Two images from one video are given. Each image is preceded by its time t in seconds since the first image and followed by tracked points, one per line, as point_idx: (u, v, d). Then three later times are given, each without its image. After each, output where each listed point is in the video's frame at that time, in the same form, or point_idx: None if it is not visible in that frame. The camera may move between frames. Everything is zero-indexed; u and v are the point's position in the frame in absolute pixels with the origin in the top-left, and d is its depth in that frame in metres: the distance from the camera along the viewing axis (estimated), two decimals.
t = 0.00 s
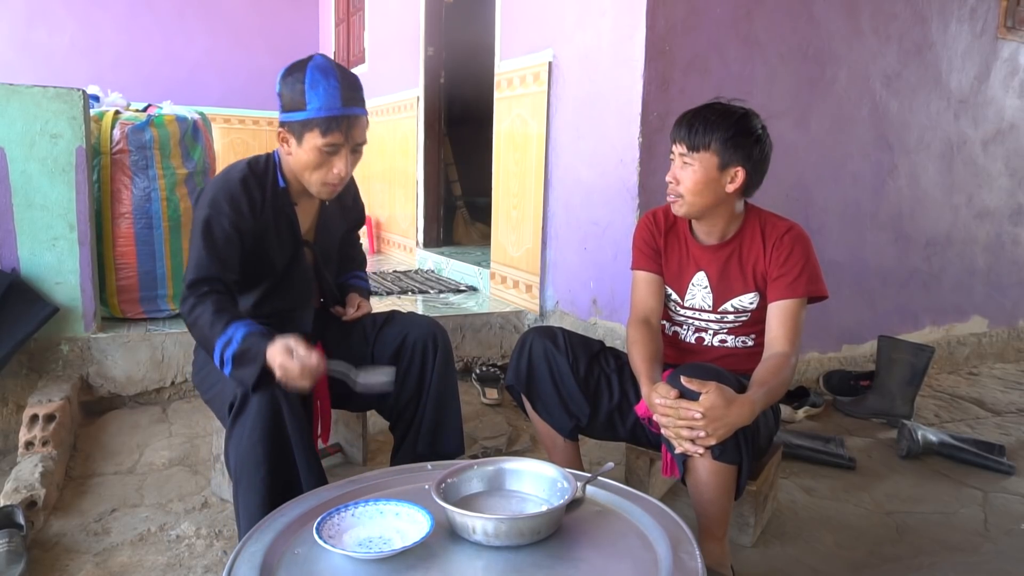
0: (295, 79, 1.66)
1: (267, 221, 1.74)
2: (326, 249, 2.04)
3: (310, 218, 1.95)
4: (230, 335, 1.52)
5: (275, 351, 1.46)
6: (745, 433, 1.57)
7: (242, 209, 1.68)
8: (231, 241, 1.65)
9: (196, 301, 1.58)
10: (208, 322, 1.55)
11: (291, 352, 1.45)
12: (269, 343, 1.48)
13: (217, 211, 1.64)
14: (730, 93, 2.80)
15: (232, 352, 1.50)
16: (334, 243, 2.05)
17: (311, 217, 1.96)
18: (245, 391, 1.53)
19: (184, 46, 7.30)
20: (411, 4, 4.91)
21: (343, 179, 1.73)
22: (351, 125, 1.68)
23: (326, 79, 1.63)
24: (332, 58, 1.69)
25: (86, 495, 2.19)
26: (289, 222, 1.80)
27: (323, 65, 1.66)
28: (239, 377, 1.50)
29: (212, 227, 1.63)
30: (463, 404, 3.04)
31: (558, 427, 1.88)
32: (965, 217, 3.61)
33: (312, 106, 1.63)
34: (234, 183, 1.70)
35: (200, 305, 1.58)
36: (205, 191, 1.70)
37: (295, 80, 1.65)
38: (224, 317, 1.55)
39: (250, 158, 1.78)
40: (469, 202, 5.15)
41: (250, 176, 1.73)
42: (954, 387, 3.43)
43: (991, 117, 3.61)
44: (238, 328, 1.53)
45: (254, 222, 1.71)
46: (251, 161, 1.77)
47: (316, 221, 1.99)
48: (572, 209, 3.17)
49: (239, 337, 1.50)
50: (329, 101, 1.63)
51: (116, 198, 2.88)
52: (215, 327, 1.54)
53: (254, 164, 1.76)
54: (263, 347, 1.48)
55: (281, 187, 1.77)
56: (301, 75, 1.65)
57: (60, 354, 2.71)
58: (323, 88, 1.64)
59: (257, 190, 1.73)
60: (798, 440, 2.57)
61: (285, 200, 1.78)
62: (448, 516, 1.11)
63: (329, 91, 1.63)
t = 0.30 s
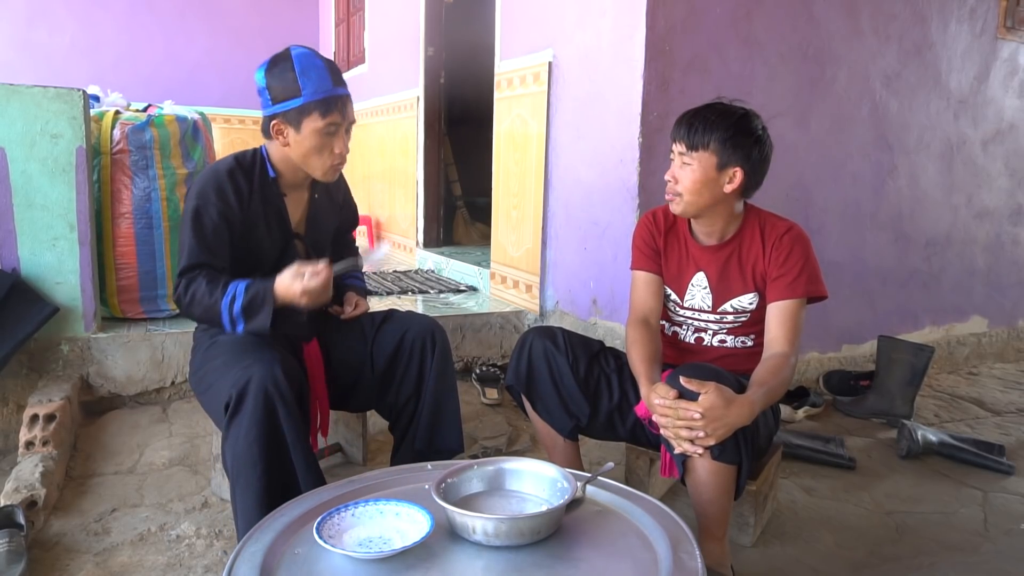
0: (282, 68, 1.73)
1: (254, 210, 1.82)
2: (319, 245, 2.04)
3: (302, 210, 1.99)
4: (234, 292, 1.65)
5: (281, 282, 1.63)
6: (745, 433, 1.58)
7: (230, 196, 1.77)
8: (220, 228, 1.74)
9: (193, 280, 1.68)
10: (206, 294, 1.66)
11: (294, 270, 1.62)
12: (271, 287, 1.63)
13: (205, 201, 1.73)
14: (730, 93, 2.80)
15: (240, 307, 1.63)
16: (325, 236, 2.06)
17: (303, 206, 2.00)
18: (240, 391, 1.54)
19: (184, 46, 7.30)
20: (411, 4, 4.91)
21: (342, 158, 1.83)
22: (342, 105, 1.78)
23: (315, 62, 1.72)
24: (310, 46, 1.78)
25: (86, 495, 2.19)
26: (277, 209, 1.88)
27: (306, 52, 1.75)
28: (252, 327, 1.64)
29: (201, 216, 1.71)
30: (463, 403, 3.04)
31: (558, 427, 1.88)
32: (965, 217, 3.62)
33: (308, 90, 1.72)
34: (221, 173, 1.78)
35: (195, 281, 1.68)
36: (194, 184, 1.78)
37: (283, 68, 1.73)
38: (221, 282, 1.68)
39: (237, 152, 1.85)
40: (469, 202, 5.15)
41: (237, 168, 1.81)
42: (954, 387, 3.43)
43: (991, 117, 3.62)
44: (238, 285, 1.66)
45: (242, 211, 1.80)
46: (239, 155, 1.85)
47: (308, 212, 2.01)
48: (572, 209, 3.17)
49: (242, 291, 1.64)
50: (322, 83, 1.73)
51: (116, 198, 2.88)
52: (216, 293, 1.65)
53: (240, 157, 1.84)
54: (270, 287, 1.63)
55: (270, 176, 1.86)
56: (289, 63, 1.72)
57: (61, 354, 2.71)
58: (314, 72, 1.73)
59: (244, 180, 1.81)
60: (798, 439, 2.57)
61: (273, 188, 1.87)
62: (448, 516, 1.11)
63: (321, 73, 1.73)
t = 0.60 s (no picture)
0: (277, 61, 1.75)
1: (252, 201, 1.83)
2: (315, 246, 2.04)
3: (294, 204, 2.01)
4: (257, 266, 1.69)
5: (302, 245, 1.69)
6: (745, 433, 1.58)
7: (228, 187, 1.77)
8: (223, 217, 1.75)
9: (210, 266, 1.70)
10: (228, 275, 1.69)
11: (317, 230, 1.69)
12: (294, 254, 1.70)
13: (205, 193, 1.73)
14: (730, 93, 2.80)
15: (267, 276, 1.69)
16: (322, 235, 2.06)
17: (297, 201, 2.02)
18: (236, 392, 1.54)
19: (185, 46, 7.30)
20: (411, 4, 4.91)
21: (337, 148, 1.85)
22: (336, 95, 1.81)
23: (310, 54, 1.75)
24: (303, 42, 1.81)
25: (86, 495, 2.19)
26: (272, 203, 1.88)
27: (300, 46, 1.78)
28: (283, 296, 1.71)
29: (204, 206, 1.72)
30: (463, 403, 3.04)
31: (558, 427, 1.88)
32: (965, 217, 3.62)
33: (304, 80, 1.75)
34: (216, 167, 1.78)
35: (213, 265, 1.70)
36: (190, 180, 1.78)
37: (278, 62, 1.75)
38: (239, 261, 1.71)
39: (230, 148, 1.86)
40: (469, 202, 5.15)
41: (232, 164, 1.81)
42: (954, 387, 3.44)
43: (991, 117, 3.62)
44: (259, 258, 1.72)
45: (241, 203, 1.80)
46: (232, 151, 1.85)
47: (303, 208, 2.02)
48: (572, 209, 3.17)
49: (266, 261, 1.69)
50: (318, 73, 1.76)
51: (116, 198, 2.88)
52: (238, 272, 1.69)
53: (233, 153, 1.84)
54: (292, 254, 1.70)
55: (264, 169, 1.86)
56: (283, 56, 1.75)
57: (61, 354, 2.71)
58: (309, 63, 1.76)
59: (238, 172, 1.81)
60: (798, 439, 2.57)
61: (268, 181, 1.87)
62: (448, 516, 1.11)
63: (316, 63, 1.77)
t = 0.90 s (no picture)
0: (273, 60, 1.75)
1: (252, 199, 1.83)
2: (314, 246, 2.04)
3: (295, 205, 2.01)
4: (261, 263, 1.70)
5: (304, 243, 1.69)
6: (745, 433, 1.58)
7: (229, 185, 1.77)
8: (225, 214, 1.75)
9: (214, 265, 1.69)
10: (232, 273, 1.69)
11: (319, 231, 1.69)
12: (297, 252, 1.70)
13: (206, 191, 1.73)
14: (730, 93, 2.80)
15: (271, 272, 1.70)
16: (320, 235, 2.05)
17: (296, 202, 2.01)
18: (237, 391, 1.54)
19: (185, 46, 7.30)
20: (411, 4, 4.91)
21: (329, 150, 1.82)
22: (329, 95, 1.78)
23: (304, 54, 1.74)
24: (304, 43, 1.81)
25: (86, 495, 2.19)
26: (270, 202, 1.88)
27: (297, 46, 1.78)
28: (287, 292, 1.72)
29: (206, 205, 1.72)
30: (463, 403, 3.04)
31: (558, 427, 1.88)
32: (965, 217, 3.62)
33: (295, 79, 1.73)
34: (216, 165, 1.78)
35: (217, 263, 1.70)
36: (189, 179, 1.78)
37: (273, 61, 1.75)
38: (242, 259, 1.71)
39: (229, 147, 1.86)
40: (469, 202, 5.15)
41: (233, 163, 1.81)
42: (954, 387, 3.43)
43: (991, 117, 3.62)
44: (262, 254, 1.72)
45: (241, 201, 1.80)
46: (232, 149, 1.85)
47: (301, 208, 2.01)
48: (572, 209, 3.17)
49: (269, 257, 1.70)
50: (309, 73, 1.74)
51: (115, 198, 2.88)
52: (242, 270, 1.69)
53: (233, 151, 1.84)
54: (295, 250, 1.70)
55: (263, 169, 1.86)
56: (278, 55, 1.75)
57: (61, 354, 2.71)
58: (302, 63, 1.75)
59: (238, 170, 1.81)
60: (798, 439, 2.57)
61: (267, 180, 1.87)
62: (448, 516, 1.11)
63: (309, 63, 1.75)
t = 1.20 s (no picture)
0: (265, 60, 1.79)
1: (253, 200, 1.83)
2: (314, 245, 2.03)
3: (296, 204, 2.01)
4: (250, 257, 1.66)
5: (290, 230, 1.63)
6: (745, 433, 1.58)
7: (229, 185, 1.78)
8: (225, 214, 1.75)
9: (208, 263, 1.68)
10: (224, 270, 1.67)
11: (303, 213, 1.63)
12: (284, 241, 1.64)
13: (207, 190, 1.73)
14: (730, 93, 2.80)
15: (259, 265, 1.66)
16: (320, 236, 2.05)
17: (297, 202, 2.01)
18: (236, 391, 1.54)
19: (185, 46, 7.30)
20: (411, 4, 4.91)
21: (323, 142, 1.82)
22: (321, 88, 1.79)
23: (293, 48, 1.77)
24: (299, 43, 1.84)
25: (86, 495, 2.19)
26: (271, 202, 1.87)
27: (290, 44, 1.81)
28: (278, 283, 1.67)
29: (207, 205, 1.72)
30: (463, 403, 3.04)
31: (558, 427, 1.88)
32: (965, 217, 3.62)
33: (284, 73, 1.76)
34: (217, 166, 1.78)
35: (211, 262, 1.69)
36: (191, 179, 1.78)
37: (266, 61, 1.79)
38: (233, 255, 1.69)
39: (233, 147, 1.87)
40: (469, 202, 5.15)
41: (235, 163, 1.82)
42: (954, 387, 3.43)
43: (991, 117, 3.62)
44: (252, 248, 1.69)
45: (242, 202, 1.80)
46: (235, 150, 1.86)
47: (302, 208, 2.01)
48: (573, 209, 3.17)
49: (257, 250, 1.66)
50: (299, 66, 1.76)
51: (115, 198, 2.88)
52: (233, 265, 1.67)
53: (236, 152, 1.85)
54: (281, 239, 1.64)
55: (264, 169, 1.86)
56: (270, 53, 1.79)
57: (61, 354, 2.71)
58: (292, 58, 1.77)
59: (240, 170, 1.82)
60: (798, 439, 2.57)
61: (268, 180, 1.87)
62: (448, 516, 1.11)
63: (298, 57, 1.77)
